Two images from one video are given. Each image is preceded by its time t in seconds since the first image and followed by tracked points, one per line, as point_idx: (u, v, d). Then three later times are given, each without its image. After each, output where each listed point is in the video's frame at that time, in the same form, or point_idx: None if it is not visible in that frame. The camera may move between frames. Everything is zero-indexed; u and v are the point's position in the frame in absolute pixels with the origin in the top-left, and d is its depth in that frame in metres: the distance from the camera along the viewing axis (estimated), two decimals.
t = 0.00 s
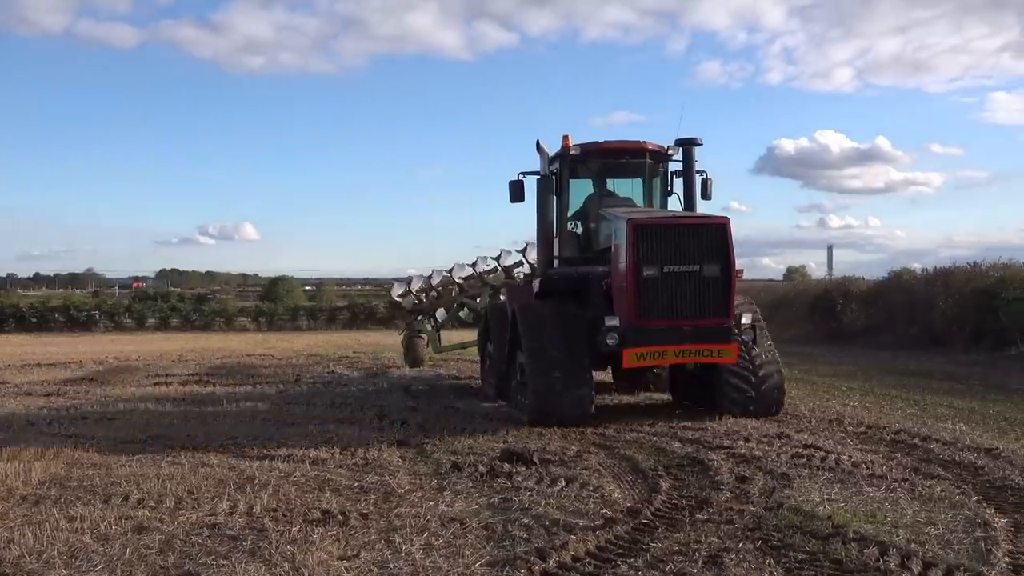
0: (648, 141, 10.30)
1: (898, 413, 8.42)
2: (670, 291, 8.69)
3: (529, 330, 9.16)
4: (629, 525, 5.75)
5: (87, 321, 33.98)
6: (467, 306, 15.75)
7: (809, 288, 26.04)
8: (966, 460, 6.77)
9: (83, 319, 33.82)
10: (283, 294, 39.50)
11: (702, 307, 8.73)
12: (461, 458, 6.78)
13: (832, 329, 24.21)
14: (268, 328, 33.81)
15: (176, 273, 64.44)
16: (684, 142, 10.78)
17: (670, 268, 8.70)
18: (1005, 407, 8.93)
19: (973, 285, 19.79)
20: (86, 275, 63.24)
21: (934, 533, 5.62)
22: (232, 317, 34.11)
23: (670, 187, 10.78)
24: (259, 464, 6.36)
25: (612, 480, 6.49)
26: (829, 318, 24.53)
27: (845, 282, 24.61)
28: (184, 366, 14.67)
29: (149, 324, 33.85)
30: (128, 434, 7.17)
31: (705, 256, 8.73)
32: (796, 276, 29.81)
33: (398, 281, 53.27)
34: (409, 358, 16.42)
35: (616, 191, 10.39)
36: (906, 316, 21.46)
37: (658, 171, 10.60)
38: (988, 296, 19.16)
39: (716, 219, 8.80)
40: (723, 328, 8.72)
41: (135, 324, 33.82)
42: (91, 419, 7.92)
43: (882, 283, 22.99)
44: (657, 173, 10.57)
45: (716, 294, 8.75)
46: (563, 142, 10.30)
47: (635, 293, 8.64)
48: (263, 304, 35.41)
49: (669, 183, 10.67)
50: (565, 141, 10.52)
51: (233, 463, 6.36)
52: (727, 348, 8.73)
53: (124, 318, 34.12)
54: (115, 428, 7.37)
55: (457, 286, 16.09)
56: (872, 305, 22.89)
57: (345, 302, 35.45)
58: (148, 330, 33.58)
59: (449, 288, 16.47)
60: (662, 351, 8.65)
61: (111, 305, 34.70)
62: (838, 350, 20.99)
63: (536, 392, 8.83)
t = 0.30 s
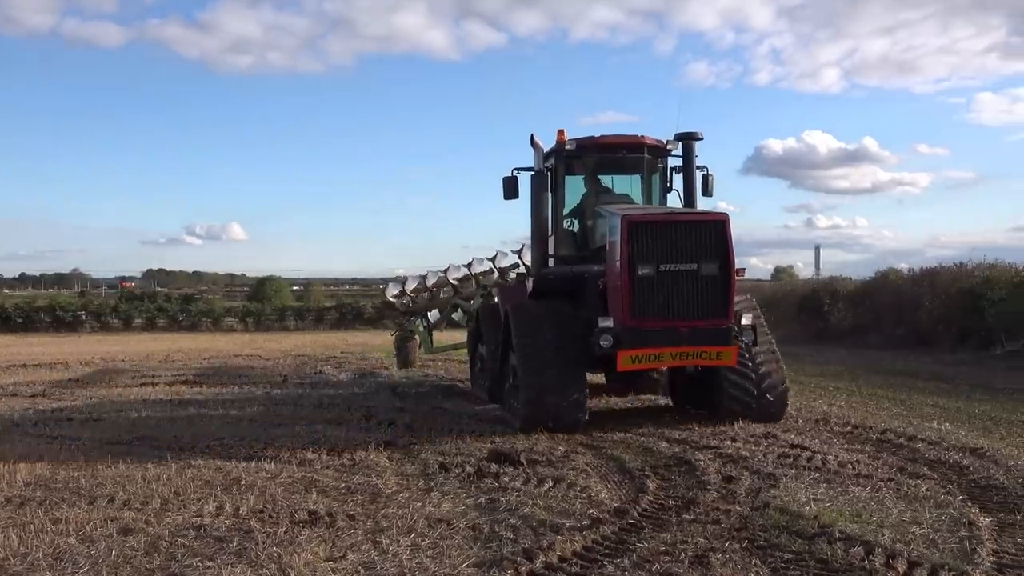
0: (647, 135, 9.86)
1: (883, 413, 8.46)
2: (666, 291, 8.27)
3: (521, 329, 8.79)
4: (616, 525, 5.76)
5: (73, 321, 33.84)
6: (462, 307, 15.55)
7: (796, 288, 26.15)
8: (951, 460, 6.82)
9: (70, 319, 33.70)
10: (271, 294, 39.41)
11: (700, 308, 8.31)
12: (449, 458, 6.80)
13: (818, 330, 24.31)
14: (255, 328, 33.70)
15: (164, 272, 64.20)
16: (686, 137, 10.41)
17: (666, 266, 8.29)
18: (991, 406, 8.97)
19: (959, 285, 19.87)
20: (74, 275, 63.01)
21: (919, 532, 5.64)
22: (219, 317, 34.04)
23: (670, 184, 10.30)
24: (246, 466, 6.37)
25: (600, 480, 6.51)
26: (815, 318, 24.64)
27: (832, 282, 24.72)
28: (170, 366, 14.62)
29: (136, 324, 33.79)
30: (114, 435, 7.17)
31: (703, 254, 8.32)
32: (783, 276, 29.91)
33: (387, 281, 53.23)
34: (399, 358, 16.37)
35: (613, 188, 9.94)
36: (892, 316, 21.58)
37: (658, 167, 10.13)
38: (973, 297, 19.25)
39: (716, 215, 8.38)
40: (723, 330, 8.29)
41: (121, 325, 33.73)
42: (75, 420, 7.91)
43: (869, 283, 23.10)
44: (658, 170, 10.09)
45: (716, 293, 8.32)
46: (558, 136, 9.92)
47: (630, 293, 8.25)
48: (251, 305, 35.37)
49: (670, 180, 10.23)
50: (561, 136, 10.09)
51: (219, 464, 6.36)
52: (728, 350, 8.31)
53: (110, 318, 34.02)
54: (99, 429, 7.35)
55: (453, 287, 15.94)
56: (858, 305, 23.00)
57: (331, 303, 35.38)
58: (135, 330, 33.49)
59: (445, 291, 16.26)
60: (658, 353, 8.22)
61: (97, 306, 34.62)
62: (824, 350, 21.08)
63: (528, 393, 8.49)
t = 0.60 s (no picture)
0: (640, 129, 9.82)
1: (866, 413, 8.50)
2: (658, 289, 8.08)
3: (511, 331, 8.69)
4: (599, 526, 5.77)
5: (54, 321, 33.60)
6: (451, 309, 15.50)
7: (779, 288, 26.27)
8: (932, 459, 6.88)
9: (51, 320, 33.46)
10: (255, 294, 39.33)
11: (694, 307, 8.13)
12: (433, 459, 6.82)
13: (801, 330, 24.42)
14: (238, 328, 33.59)
15: (150, 271, 63.91)
16: (682, 130, 10.30)
17: (658, 264, 8.09)
18: (972, 405, 9.05)
19: (941, 284, 19.98)
20: (57, 275, 62.67)
21: (900, 531, 5.67)
22: (202, 317, 33.90)
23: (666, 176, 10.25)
24: (228, 467, 6.40)
25: (584, 480, 6.54)
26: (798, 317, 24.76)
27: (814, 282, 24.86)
28: (154, 367, 14.57)
29: (118, 324, 33.63)
30: (95, 436, 7.15)
31: (697, 251, 8.13)
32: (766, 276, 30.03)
33: (373, 280, 53.16)
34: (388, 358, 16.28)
35: (606, 182, 9.87)
36: (874, 317, 21.70)
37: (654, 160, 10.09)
38: (954, 298, 19.37)
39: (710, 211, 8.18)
40: (718, 331, 8.13)
41: (103, 325, 33.60)
42: (55, 421, 7.89)
43: (851, 283, 23.24)
44: (650, 164, 10.07)
45: (709, 292, 8.15)
46: (549, 130, 9.74)
47: (621, 292, 8.05)
48: (235, 305, 35.26)
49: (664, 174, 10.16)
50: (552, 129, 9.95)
51: (201, 466, 6.39)
52: (723, 353, 8.14)
53: (92, 318, 33.83)
54: (79, 430, 7.34)
55: (443, 288, 15.86)
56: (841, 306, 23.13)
57: (316, 303, 35.32)
58: (118, 330, 33.33)
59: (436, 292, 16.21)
60: (651, 356, 8.02)
61: (79, 307, 34.42)
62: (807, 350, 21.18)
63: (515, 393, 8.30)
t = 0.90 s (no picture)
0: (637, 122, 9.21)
1: (850, 413, 8.55)
2: (649, 290, 7.77)
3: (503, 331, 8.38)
4: (585, 526, 5.78)
5: (37, 322, 33.35)
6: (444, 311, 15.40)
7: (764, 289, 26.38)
8: (915, 459, 6.93)
9: (34, 322, 33.22)
10: (240, 296, 39.24)
11: (687, 308, 7.82)
12: (419, 459, 6.84)
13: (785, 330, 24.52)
14: (223, 330, 33.48)
15: (135, 271, 63.58)
16: (680, 124, 9.87)
17: (649, 264, 7.77)
18: (956, 405, 9.10)
19: (926, 284, 20.06)
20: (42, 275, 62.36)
21: (884, 531, 5.70)
22: (187, 318, 33.78)
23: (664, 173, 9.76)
24: (212, 469, 6.43)
25: (570, 481, 6.56)
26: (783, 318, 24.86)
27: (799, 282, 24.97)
28: (138, 368, 14.51)
29: (103, 325, 33.51)
30: (78, 438, 7.14)
31: (690, 249, 7.80)
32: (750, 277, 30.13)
33: (359, 281, 53.03)
34: (378, 359, 16.42)
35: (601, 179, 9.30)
36: (859, 316, 21.82)
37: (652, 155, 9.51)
38: (938, 298, 19.46)
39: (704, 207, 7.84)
40: (713, 333, 7.82)
41: (87, 326, 33.45)
42: (37, 423, 7.86)
43: (836, 283, 23.35)
44: (649, 160, 9.45)
45: (703, 291, 7.85)
46: (540, 124, 9.23)
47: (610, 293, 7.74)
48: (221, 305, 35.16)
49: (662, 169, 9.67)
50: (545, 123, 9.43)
51: (185, 468, 6.41)
52: (720, 357, 7.82)
53: (76, 320, 33.65)
54: (62, 433, 7.31)
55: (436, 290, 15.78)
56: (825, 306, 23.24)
57: (302, 304, 35.23)
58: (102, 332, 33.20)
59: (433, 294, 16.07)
60: (644, 361, 7.70)
61: (63, 307, 34.23)
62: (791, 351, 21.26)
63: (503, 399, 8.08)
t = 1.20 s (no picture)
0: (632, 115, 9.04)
1: (833, 413, 8.60)
2: (638, 289, 7.53)
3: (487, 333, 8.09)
4: (568, 526, 5.80)
5: (19, 323, 33.09)
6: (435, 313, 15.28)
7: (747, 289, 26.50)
8: (897, 459, 6.98)
9: (15, 322, 32.97)
10: (224, 296, 39.14)
11: (679, 309, 7.56)
12: (403, 461, 6.85)
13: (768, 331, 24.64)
14: (206, 331, 33.36)
15: (119, 272, 63.26)
16: (679, 116, 9.48)
17: (638, 262, 7.53)
18: (938, 405, 9.16)
19: (908, 285, 20.20)
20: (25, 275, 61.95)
21: (865, 531, 5.73)
22: (170, 319, 33.66)
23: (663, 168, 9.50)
24: (194, 470, 6.45)
25: (554, 482, 6.58)
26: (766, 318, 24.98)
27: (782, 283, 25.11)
28: (120, 369, 14.45)
29: (85, 326, 33.36)
30: (60, 439, 7.13)
31: (682, 247, 7.54)
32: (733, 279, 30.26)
33: (344, 281, 52.96)
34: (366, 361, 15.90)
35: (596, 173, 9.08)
36: (842, 317, 21.96)
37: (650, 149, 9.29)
38: (920, 298, 19.59)
39: (697, 204, 7.59)
40: (706, 338, 7.54)
41: (69, 327, 33.30)
42: (18, 424, 7.84)
43: (818, 284, 23.48)
44: (646, 154, 9.25)
45: (697, 292, 7.56)
46: (532, 118, 8.97)
47: (596, 293, 7.53)
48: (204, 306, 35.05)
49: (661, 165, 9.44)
50: (535, 116, 9.17)
51: (168, 470, 6.42)
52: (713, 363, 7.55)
53: (57, 320, 33.47)
54: (43, 434, 7.28)
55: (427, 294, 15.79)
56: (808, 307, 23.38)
57: (286, 305, 35.14)
58: (85, 332, 33.03)
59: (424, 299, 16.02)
60: (634, 366, 7.45)
61: (45, 308, 34.01)
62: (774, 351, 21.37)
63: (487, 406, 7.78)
